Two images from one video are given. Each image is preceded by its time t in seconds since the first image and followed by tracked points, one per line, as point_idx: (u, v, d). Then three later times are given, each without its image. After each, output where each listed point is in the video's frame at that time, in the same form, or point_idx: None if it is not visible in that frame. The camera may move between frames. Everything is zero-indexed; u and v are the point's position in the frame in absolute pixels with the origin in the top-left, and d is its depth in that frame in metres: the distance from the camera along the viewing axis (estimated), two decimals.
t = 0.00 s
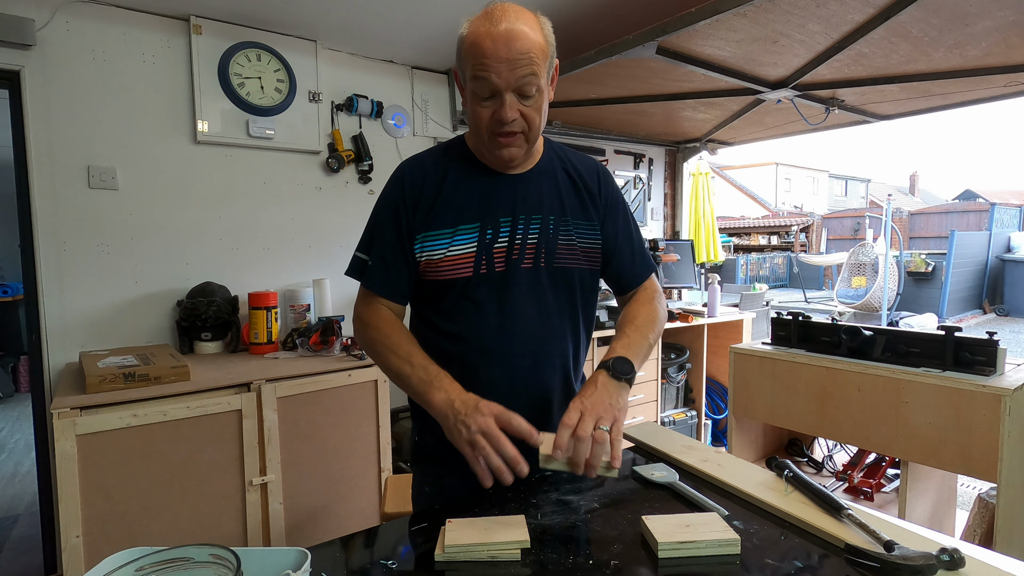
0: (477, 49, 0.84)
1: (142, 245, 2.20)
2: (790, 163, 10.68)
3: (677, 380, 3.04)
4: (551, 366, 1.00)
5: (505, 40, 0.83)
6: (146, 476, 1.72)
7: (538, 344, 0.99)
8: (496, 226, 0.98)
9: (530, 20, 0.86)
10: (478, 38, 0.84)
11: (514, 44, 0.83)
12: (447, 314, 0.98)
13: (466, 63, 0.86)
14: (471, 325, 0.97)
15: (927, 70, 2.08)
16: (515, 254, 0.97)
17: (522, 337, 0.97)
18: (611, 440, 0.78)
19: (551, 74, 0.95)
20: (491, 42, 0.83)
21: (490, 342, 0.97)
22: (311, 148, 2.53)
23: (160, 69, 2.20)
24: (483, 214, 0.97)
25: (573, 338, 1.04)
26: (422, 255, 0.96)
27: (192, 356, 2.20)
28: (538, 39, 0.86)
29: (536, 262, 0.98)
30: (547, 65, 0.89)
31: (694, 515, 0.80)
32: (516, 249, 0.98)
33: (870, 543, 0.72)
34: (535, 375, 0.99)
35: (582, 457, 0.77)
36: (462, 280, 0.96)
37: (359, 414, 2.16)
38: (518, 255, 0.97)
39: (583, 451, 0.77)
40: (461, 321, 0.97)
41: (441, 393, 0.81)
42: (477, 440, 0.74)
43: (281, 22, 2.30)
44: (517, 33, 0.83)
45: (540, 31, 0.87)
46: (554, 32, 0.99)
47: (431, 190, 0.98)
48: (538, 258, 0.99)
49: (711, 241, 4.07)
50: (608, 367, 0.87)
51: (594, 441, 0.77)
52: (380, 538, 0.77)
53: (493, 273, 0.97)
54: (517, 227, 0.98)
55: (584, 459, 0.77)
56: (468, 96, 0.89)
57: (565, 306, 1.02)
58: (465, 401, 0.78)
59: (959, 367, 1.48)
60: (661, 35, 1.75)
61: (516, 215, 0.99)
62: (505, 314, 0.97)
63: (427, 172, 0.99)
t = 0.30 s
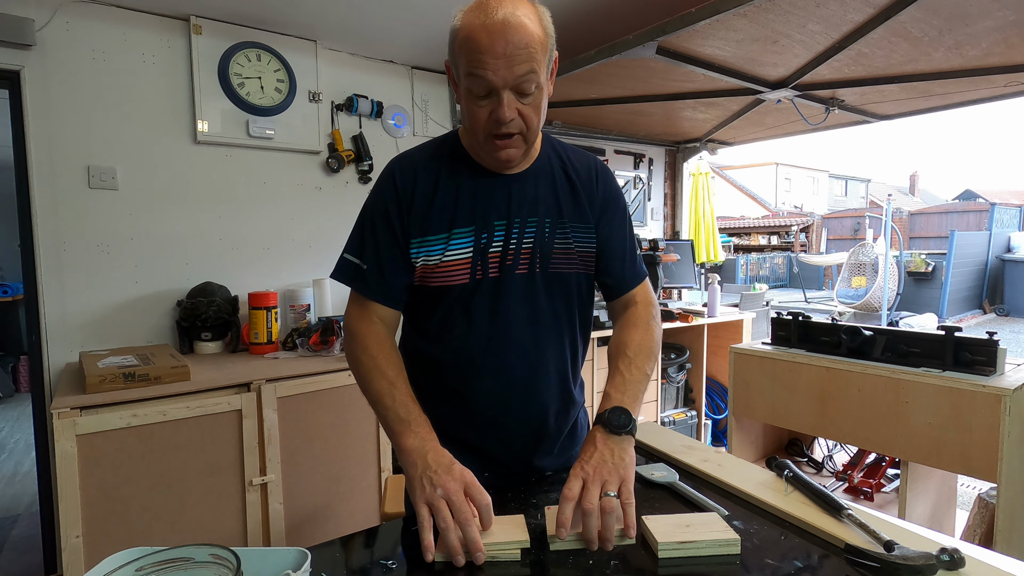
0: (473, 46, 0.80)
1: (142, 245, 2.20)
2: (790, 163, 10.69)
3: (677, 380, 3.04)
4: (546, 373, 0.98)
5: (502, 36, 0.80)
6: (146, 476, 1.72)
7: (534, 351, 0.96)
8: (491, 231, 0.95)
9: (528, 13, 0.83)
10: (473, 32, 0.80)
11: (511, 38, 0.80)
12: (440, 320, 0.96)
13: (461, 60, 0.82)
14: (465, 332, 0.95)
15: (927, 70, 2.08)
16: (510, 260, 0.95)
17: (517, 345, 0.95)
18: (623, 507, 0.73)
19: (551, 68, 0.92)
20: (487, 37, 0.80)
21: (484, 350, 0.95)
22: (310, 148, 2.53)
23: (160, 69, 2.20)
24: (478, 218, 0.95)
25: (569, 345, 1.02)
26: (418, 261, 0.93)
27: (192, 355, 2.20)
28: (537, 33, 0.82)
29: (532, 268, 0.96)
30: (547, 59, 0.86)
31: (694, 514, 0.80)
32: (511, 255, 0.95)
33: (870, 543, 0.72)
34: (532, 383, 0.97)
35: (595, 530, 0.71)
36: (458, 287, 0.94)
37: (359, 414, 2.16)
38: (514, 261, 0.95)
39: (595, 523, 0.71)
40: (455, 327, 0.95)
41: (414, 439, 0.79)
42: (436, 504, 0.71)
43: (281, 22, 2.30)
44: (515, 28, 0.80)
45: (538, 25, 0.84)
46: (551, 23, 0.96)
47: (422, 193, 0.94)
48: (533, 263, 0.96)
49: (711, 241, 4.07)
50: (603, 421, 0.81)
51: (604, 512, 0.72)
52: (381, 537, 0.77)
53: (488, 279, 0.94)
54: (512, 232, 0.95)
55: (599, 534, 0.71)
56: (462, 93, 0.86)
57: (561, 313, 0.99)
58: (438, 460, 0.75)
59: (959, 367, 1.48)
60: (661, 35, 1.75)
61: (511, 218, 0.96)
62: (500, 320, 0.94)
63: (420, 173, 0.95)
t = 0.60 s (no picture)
0: (480, 44, 0.80)
1: (141, 245, 2.20)
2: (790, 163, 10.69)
3: (677, 380, 3.05)
4: (544, 376, 0.98)
5: (509, 34, 0.79)
6: (146, 476, 1.72)
7: (533, 355, 0.97)
8: (490, 234, 0.95)
9: (535, 12, 0.83)
10: (480, 30, 0.80)
11: (518, 37, 0.80)
12: (438, 322, 0.96)
13: (466, 58, 0.82)
14: (464, 335, 0.94)
15: (927, 70, 2.08)
16: (509, 263, 0.95)
17: (515, 349, 0.95)
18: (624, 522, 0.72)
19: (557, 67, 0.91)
20: (494, 35, 0.79)
21: (483, 354, 0.95)
22: (311, 148, 2.53)
23: (160, 69, 2.20)
24: (477, 221, 0.95)
25: (569, 348, 1.02)
26: (416, 264, 0.93)
27: (192, 355, 2.20)
28: (545, 32, 0.82)
29: (532, 272, 0.96)
30: (553, 59, 0.86)
31: (694, 514, 0.80)
32: (510, 259, 0.95)
33: (870, 543, 0.72)
34: (529, 386, 0.97)
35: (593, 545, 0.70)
36: (456, 290, 0.94)
37: (359, 414, 2.16)
38: (512, 265, 0.95)
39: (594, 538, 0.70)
40: (453, 329, 0.95)
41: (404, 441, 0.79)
42: (422, 507, 0.70)
43: (281, 22, 2.30)
44: (521, 27, 0.80)
45: (546, 24, 0.83)
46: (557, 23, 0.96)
47: (422, 195, 0.94)
48: (533, 268, 0.96)
49: (711, 241, 4.07)
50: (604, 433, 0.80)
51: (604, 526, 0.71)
52: (381, 537, 0.77)
53: (487, 283, 0.94)
54: (512, 236, 0.95)
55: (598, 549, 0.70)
56: (467, 91, 0.85)
57: (561, 317, 0.99)
58: (425, 462, 0.75)
59: (959, 367, 1.48)
60: (661, 35, 1.75)
61: (511, 222, 0.95)
62: (499, 324, 0.94)
63: (420, 175, 0.95)
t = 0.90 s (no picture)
0: (484, 32, 0.81)
1: (142, 245, 2.20)
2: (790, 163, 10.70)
3: (677, 380, 3.05)
4: (546, 375, 0.98)
5: (513, 22, 0.80)
6: (146, 476, 1.72)
7: (534, 354, 0.97)
8: (492, 233, 0.95)
9: (540, 8, 0.84)
10: (484, 20, 0.81)
11: (522, 26, 0.80)
12: (442, 321, 0.96)
13: (470, 48, 0.83)
14: (466, 333, 0.95)
15: (927, 70, 2.08)
16: (511, 262, 0.95)
17: (517, 348, 0.95)
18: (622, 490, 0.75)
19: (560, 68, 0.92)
20: (498, 24, 0.80)
21: (485, 351, 0.95)
22: (311, 148, 2.53)
23: (160, 68, 2.20)
24: (480, 221, 0.95)
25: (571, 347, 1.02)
26: (419, 263, 0.94)
27: (192, 356, 2.20)
28: (549, 26, 0.83)
29: (534, 271, 0.96)
30: (556, 55, 0.87)
31: (694, 514, 0.80)
32: (512, 258, 0.95)
33: (870, 543, 0.72)
34: (531, 385, 0.97)
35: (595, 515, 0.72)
36: (459, 289, 0.94)
37: (359, 414, 2.16)
38: (514, 264, 0.95)
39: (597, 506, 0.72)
40: (455, 328, 0.95)
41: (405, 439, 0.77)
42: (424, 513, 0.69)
43: (281, 22, 2.30)
44: (526, 17, 0.81)
45: (550, 20, 0.85)
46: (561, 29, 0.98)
47: (426, 194, 0.94)
48: (535, 267, 0.96)
49: (711, 241, 4.08)
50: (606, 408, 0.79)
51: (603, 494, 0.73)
52: (380, 538, 0.77)
53: (489, 282, 0.94)
54: (513, 235, 0.95)
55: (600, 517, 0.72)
56: (470, 82, 0.85)
57: (562, 315, 0.99)
58: (426, 463, 0.73)
59: (959, 366, 1.48)
60: (661, 35, 1.75)
61: (513, 221, 0.95)
62: (502, 323, 0.94)
63: (424, 175, 0.95)
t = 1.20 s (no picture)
0: (486, 29, 0.90)
1: (142, 245, 2.20)
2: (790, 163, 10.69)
3: (677, 380, 3.05)
4: (550, 363, 0.99)
5: (512, 20, 0.89)
6: (146, 476, 1.72)
7: (539, 342, 0.98)
8: (496, 224, 0.97)
9: (539, 13, 0.93)
10: (488, 17, 0.90)
11: (520, 23, 0.89)
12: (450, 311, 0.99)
13: (474, 45, 0.91)
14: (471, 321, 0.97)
15: (927, 70, 2.08)
16: (515, 252, 0.97)
17: (521, 336, 0.97)
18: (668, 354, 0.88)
19: (557, 69, 1.00)
20: (498, 21, 0.89)
21: (488, 338, 0.96)
22: (311, 148, 2.53)
23: (160, 68, 2.20)
24: (485, 212, 0.97)
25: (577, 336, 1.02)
26: (423, 254, 0.98)
27: (192, 356, 2.20)
28: (546, 26, 0.92)
29: (538, 260, 0.98)
30: (553, 54, 0.95)
31: (694, 514, 0.80)
32: (517, 247, 0.97)
33: (870, 543, 0.72)
34: (534, 372, 0.99)
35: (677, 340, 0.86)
36: (461, 278, 0.97)
37: (359, 414, 2.16)
38: (518, 254, 0.97)
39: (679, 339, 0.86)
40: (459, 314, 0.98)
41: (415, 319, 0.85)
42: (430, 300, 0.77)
43: (280, 22, 2.30)
44: (524, 16, 0.90)
45: (547, 23, 0.93)
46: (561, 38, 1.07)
47: (433, 189, 0.99)
48: (540, 256, 0.98)
49: (711, 241, 4.08)
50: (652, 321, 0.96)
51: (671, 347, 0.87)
52: (380, 538, 0.77)
53: (492, 271, 0.97)
54: (518, 225, 0.98)
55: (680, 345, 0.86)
56: (473, 75, 0.94)
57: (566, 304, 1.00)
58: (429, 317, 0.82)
59: (959, 367, 1.48)
60: (661, 35, 1.75)
61: (517, 213, 0.98)
62: (507, 310, 0.96)
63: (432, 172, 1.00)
